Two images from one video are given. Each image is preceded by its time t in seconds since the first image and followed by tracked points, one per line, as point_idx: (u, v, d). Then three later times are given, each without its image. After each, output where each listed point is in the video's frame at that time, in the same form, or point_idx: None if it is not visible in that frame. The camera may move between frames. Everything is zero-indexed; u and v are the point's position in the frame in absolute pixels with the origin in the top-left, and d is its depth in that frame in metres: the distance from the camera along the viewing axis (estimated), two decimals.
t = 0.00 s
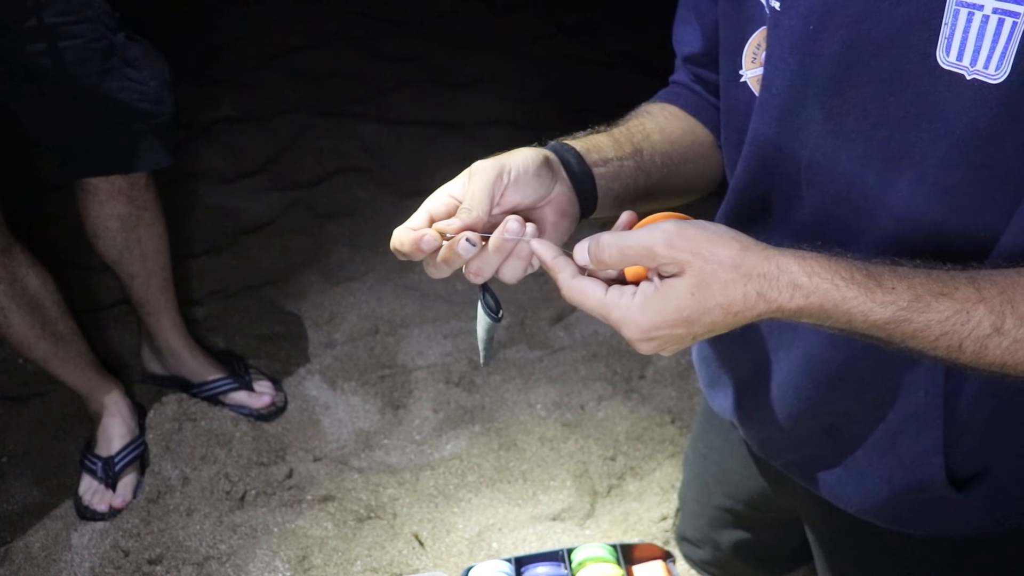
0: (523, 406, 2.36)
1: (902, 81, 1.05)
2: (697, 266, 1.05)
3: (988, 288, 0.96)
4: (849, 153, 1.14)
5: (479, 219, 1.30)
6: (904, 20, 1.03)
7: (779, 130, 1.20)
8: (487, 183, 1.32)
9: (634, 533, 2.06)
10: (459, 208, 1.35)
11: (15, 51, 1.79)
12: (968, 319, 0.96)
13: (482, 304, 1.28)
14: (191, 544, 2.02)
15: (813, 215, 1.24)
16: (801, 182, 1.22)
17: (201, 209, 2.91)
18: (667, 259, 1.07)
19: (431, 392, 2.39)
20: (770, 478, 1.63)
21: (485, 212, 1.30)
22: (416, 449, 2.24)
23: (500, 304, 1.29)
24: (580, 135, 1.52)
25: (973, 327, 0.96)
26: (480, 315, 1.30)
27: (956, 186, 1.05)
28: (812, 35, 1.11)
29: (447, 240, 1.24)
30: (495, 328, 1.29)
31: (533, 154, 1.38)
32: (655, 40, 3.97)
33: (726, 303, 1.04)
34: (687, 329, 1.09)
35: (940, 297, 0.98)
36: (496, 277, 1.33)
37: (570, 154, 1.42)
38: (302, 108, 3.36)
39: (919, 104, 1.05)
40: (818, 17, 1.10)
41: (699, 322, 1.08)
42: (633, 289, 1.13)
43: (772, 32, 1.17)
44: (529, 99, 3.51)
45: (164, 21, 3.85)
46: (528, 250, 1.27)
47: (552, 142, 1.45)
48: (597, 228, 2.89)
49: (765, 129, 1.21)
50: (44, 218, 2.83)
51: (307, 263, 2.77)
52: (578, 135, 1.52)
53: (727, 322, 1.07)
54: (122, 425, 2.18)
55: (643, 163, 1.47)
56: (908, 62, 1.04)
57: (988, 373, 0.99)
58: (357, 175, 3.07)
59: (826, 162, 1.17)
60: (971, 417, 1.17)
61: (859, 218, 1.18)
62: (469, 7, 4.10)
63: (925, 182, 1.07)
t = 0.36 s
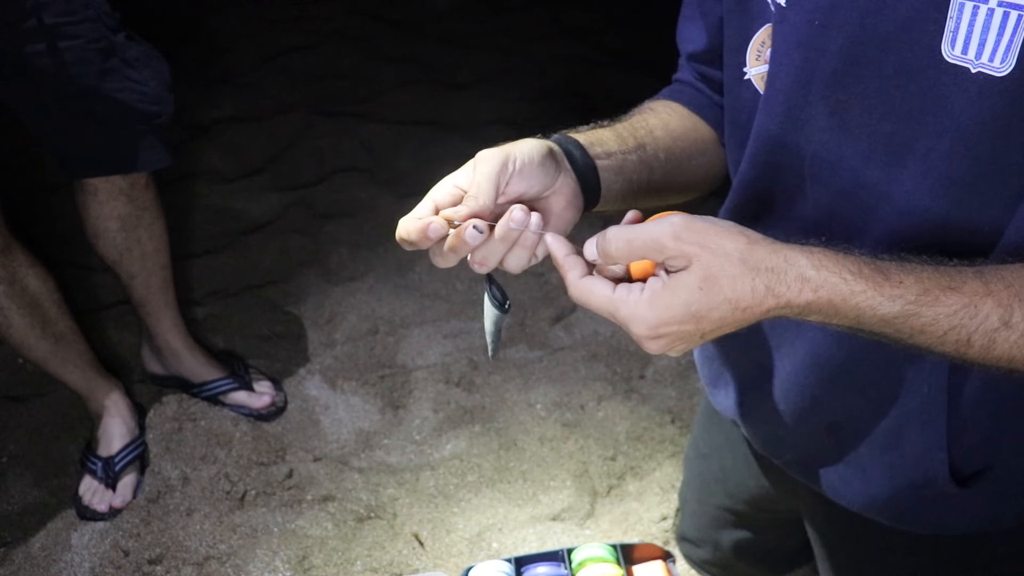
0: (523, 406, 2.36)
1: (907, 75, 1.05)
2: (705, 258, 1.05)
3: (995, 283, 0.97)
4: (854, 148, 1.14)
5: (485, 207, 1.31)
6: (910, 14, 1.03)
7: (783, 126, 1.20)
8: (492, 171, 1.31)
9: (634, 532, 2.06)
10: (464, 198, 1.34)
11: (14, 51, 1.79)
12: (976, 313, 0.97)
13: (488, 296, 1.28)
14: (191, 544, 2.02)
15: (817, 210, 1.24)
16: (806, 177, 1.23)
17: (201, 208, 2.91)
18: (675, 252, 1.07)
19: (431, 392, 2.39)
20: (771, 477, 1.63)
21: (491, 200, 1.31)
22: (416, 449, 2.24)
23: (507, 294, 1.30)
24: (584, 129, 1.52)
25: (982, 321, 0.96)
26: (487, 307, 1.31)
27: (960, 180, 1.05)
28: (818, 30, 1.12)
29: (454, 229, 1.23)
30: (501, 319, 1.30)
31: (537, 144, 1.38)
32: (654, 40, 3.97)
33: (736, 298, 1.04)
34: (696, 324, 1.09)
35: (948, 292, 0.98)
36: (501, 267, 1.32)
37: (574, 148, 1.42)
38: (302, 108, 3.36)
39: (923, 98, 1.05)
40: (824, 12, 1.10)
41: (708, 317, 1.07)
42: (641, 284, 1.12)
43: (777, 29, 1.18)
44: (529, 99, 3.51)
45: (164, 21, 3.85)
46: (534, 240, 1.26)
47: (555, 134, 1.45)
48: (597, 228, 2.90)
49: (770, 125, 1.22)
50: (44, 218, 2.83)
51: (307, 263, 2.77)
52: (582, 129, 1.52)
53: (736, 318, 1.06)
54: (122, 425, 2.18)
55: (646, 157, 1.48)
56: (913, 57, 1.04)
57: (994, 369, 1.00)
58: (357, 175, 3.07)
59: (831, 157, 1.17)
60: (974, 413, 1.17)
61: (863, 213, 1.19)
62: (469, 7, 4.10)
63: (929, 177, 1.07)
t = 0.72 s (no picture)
0: (523, 406, 2.36)
1: (911, 72, 1.05)
2: (718, 253, 1.03)
3: (1006, 280, 0.98)
4: (856, 146, 1.14)
5: (493, 183, 1.27)
6: (912, 11, 1.03)
7: (786, 124, 1.20)
8: (500, 148, 1.29)
9: (634, 533, 2.06)
10: (469, 174, 1.33)
11: (14, 52, 1.79)
12: (987, 310, 0.97)
13: (488, 277, 1.26)
14: (191, 544, 2.02)
15: (818, 209, 1.24)
16: (808, 176, 1.23)
17: (201, 208, 2.91)
18: (686, 246, 1.05)
19: (431, 392, 2.39)
20: (771, 477, 1.63)
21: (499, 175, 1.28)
22: (416, 449, 2.24)
23: (507, 277, 1.27)
24: (586, 118, 1.52)
25: (993, 317, 0.97)
26: (486, 290, 1.28)
27: (963, 177, 1.04)
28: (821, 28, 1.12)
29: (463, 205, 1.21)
30: (502, 302, 1.27)
31: (542, 127, 1.37)
32: (655, 40, 3.97)
33: (748, 295, 1.02)
34: (708, 323, 1.06)
35: (959, 288, 0.99)
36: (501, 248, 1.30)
37: (577, 132, 1.41)
38: (303, 108, 3.36)
39: (926, 95, 1.05)
40: (827, 9, 1.10)
41: (720, 316, 1.04)
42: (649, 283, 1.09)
43: (782, 27, 1.17)
44: (529, 99, 3.51)
45: (164, 21, 3.85)
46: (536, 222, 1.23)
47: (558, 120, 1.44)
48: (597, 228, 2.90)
49: (773, 122, 1.22)
50: (45, 218, 2.83)
51: (308, 263, 2.77)
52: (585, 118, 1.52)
53: (748, 317, 1.04)
54: (122, 425, 2.18)
55: (648, 148, 1.47)
56: (915, 54, 1.04)
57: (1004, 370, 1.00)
58: (358, 175, 3.07)
59: (834, 154, 1.17)
60: (975, 412, 1.17)
61: (864, 213, 1.19)
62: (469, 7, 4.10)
63: (930, 176, 1.07)
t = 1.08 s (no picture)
0: (523, 406, 2.37)
1: (910, 78, 1.05)
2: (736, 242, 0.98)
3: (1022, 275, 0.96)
4: (861, 150, 1.15)
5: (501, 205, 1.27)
6: (911, 18, 1.03)
7: (788, 132, 1.21)
8: (512, 167, 1.28)
9: (634, 532, 2.06)
10: (480, 190, 1.33)
11: (15, 50, 1.78)
12: (1007, 306, 0.94)
13: (504, 286, 1.25)
14: (191, 544, 2.02)
15: (826, 212, 1.25)
16: (814, 180, 1.24)
17: (201, 208, 2.91)
18: (709, 240, 0.99)
19: (431, 392, 2.39)
20: (772, 477, 1.63)
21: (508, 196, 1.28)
22: (416, 449, 2.24)
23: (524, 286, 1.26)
24: (595, 129, 1.52)
25: (1012, 313, 0.94)
26: (503, 299, 1.27)
27: (966, 177, 1.05)
28: (819, 36, 1.12)
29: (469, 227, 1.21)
30: (518, 310, 1.25)
31: (554, 143, 1.36)
32: (654, 41, 3.98)
33: (768, 284, 0.95)
34: (731, 316, 0.97)
35: (975, 286, 0.96)
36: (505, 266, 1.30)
37: (587, 145, 1.41)
38: (302, 108, 3.36)
39: (926, 100, 1.05)
40: (825, 17, 1.11)
41: (745, 309, 0.96)
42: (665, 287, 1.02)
43: (785, 36, 1.18)
44: (529, 99, 3.51)
45: (163, 21, 3.85)
46: (536, 248, 1.26)
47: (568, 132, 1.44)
48: (597, 228, 2.90)
49: (776, 129, 1.22)
50: (44, 218, 2.83)
51: (308, 263, 2.77)
52: (594, 129, 1.52)
53: (771, 313, 0.96)
54: (123, 425, 2.18)
55: (657, 159, 1.48)
56: (914, 60, 1.04)
57: None
58: (358, 175, 3.07)
59: (838, 158, 1.18)
60: (980, 412, 1.16)
61: (871, 214, 1.20)
62: (468, 8, 4.10)
63: (933, 178, 1.08)
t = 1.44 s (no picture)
0: (523, 406, 2.37)
1: (898, 85, 1.06)
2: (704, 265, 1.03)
3: (1005, 288, 0.98)
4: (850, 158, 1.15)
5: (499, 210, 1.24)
6: (899, 24, 1.03)
7: (778, 139, 1.20)
8: (506, 172, 1.27)
9: (634, 532, 2.06)
10: (475, 198, 1.33)
11: (15, 50, 1.78)
12: (993, 314, 0.96)
13: (489, 294, 1.25)
14: (191, 544, 2.02)
15: (816, 221, 1.24)
16: (804, 189, 1.23)
17: (201, 208, 2.91)
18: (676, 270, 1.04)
19: (431, 391, 2.39)
20: (770, 478, 1.63)
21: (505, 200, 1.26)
22: (416, 449, 2.24)
23: (510, 294, 1.26)
24: (589, 134, 1.51)
25: (999, 322, 0.95)
26: (488, 306, 1.27)
27: (953, 187, 1.05)
28: (808, 42, 1.12)
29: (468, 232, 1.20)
30: (502, 318, 1.26)
31: (547, 150, 1.36)
32: (655, 41, 3.98)
33: (750, 290, 0.98)
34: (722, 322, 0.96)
35: (959, 298, 0.98)
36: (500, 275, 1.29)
37: (578, 150, 1.41)
38: (302, 108, 3.36)
39: (914, 107, 1.05)
40: (813, 25, 1.11)
41: (732, 308, 0.97)
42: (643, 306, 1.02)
43: (775, 42, 1.17)
44: (529, 99, 3.51)
45: (164, 21, 3.85)
46: (532, 251, 1.25)
47: (559, 138, 1.44)
48: (596, 228, 2.90)
49: (766, 139, 1.23)
50: (44, 218, 2.83)
51: (307, 263, 2.77)
52: (588, 133, 1.52)
53: (761, 316, 0.97)
54: (122, 425, 2.18)
55: (650, 163, 1.48)
56: (902, 66, 1.04)
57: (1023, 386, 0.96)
58: (358, 175, 3.07)
59: (827, 169, 1.18)
60: (971, 417, 1.17)
61: (861, 223, 1.19)
62: (468, 8, 4.10)
63: (922, 186, 1.08)
